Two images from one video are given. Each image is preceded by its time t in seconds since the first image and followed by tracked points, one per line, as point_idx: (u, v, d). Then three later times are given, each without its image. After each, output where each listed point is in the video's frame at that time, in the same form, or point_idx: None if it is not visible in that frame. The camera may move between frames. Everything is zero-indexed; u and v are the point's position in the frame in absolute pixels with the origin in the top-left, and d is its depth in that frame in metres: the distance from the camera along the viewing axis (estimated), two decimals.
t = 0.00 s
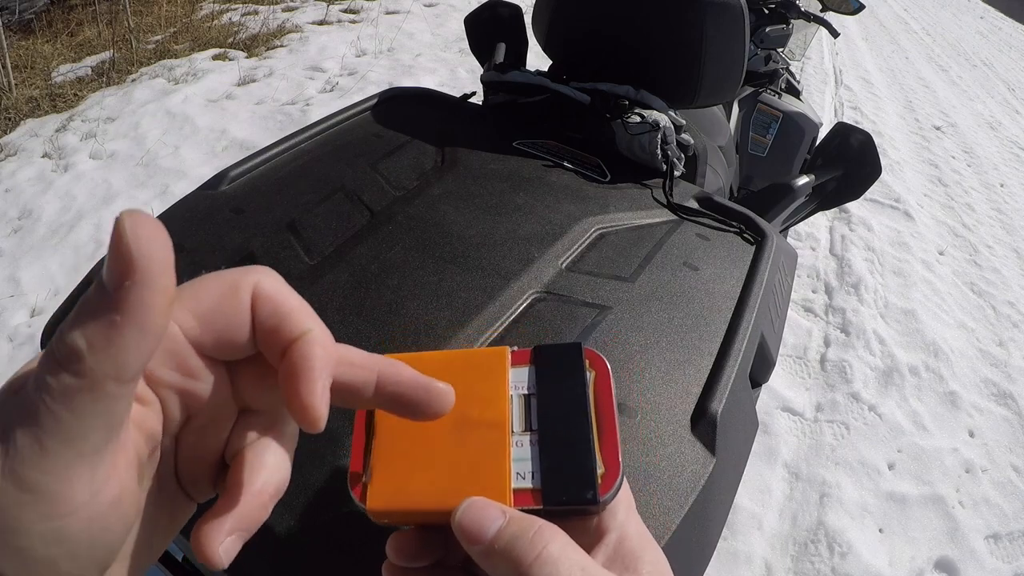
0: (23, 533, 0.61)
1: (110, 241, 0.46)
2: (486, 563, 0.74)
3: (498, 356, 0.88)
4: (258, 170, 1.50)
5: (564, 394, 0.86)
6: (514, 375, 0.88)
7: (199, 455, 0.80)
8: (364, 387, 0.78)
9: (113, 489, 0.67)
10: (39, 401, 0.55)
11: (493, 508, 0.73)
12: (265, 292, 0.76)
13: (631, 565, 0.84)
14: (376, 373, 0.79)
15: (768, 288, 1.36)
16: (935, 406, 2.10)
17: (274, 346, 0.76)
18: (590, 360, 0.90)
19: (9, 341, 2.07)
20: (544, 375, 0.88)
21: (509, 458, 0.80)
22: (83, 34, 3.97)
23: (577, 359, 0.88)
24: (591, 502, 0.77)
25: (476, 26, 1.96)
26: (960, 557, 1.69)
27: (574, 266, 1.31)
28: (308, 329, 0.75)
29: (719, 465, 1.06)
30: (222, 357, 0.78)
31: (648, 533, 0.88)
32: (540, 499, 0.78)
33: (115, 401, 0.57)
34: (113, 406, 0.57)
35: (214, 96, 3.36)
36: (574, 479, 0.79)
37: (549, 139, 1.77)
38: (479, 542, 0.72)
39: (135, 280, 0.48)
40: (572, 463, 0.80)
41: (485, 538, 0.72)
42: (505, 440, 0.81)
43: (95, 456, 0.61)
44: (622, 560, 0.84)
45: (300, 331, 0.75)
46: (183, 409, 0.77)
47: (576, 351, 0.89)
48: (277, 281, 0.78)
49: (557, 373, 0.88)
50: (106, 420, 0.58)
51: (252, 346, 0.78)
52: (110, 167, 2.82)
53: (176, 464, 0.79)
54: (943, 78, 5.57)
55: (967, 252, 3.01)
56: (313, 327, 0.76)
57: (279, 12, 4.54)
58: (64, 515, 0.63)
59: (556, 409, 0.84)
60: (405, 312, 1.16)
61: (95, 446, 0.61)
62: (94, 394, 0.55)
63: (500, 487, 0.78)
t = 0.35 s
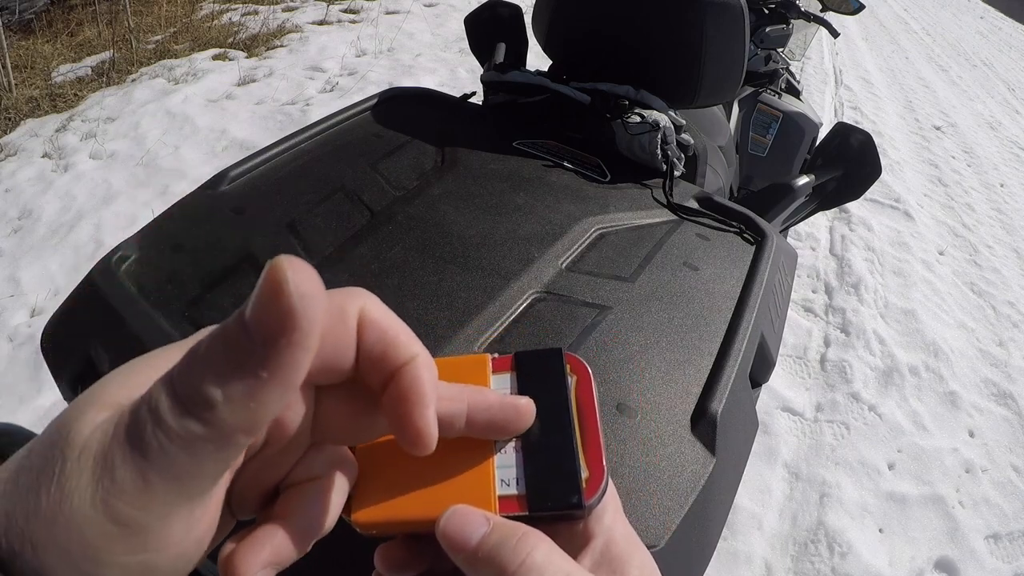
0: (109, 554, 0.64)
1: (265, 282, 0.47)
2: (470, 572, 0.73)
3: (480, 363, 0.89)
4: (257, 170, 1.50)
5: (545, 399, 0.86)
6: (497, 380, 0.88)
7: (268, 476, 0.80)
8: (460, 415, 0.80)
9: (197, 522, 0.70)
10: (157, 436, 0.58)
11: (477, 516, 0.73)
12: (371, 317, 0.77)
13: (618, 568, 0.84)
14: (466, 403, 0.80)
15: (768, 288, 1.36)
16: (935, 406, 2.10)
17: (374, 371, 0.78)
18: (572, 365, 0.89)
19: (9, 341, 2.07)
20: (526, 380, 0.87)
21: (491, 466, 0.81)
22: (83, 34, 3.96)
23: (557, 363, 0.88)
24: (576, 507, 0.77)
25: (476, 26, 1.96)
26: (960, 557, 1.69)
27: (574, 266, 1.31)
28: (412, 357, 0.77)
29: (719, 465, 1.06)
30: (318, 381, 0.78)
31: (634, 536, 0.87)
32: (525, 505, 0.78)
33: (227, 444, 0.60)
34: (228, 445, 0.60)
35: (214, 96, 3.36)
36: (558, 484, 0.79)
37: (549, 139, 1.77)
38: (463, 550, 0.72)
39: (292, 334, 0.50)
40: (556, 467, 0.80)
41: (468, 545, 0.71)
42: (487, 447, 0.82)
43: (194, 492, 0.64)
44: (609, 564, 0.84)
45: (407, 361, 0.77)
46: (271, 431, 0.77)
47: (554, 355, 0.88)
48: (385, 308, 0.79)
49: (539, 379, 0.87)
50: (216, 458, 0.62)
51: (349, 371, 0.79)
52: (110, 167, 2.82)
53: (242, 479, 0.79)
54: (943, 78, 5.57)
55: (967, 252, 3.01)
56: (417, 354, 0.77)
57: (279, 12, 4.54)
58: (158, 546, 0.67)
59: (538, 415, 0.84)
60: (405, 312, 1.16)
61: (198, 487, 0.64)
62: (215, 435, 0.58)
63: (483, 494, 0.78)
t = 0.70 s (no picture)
0: None
1: (322, 320, 0.51)
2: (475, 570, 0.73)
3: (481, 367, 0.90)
4: (257, 170, 1.50)
5: (546, 400, 0.86)
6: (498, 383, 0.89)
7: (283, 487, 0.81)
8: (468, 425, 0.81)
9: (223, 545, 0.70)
10: (196, 466, 0.59)
11: (480, 514, 0.73)
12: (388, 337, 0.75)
13: (618, 566, 0.83)
14: (472, 411, 0.81)
15: (768, 288, 1.36)
16: (935, 406, 2.10)
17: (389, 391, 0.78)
18: (571, 369, 0.89)
19: (9, 341, 2.07)
20: (526, 382, 0.88)
21: (494, 466, 0.81)
22: (83, 35, 3.96)
23: (558, 366, 0.89)
24: (578, 504, 0.77)
25: (476, 26, 1.96)
26: (960, 557, 1.69)
27: (574, 266, 1.31)
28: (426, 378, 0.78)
29: (719, 465, 1.06)
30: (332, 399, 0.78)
31: (634, 535, 0.87)
32: (529, 503, 0.78)
33: (265, 477, 0.62)
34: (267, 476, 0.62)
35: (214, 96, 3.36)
36: (560, 482, 0.79)
37: (549, 139, 1.77)
38: (466, 548, 0.72)
39: (345, 377, 0.56)
40: (557, 466, 0.80)
41: (471, 543, 0.72)
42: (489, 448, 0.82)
43: (229, 521, 0.66)
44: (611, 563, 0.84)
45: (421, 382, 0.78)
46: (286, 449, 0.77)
47: (554, 358, 0.90)
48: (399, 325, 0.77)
49: (539, 381, 0.88)
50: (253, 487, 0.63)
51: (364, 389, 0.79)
52: (110, 167, 2.82)
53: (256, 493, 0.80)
54: (943, 78, 5.57)
55: (967, 252, 3.01)
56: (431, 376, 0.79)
57: (279, 12, 4.54)
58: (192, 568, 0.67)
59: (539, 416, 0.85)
60: (405, 312, 1.16)
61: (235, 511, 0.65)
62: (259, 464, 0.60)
63: (486, 493, 0.79)
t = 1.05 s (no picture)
0: None
1: (63, 182, 0.48)
2: (491, 568, 0.73)
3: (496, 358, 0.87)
4: (257, 170, 1.50)
5: (561, 398, 0.85)
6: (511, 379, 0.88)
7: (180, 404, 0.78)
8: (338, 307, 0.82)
9: (75, 442, 0.67)
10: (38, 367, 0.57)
11: (494, 510, 0.73)
12: (209, 221, 0.75)
13: (632, 566, 0.83)
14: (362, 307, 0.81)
15: (768, 288, 1.36)
16: (935, 406, 2.10)
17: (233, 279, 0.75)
18: (584, 365, 0.90)
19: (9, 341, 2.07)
20: (540, 381, 0.87)
21: (509, 464, 0.79)
22: (83, 34, 3.96)
23: (571, 364, 0.88)
24: (592, 502, 0.77)
25: (476, 26, 1.96)
26: (960, 557, 1.69)
27: (574, 266, 1.31)
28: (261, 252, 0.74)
29: (719, 465, 1.06)
30: (168, 296, 0.76)
31: (648, 537, 0.87)
32: (543, 501, 0.78)
33: (64, 357, 0.58)
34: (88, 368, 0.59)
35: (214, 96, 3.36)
36: (574, 480, 0.79)
37: (549, 139, 1.77)
38: (483, 545, 0.71)
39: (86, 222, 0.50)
40: (569, 465, 0.80)
41: (487, 541, 0.71)
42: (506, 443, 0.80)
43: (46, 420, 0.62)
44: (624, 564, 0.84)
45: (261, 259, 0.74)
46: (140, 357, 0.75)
47: (567, 357, 0.89)
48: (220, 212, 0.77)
49: (554, 379, 0.87)
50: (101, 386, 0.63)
51: (202, 278, 0.76)
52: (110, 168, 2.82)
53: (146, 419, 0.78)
54: (943, 78, 5.57)
55: (967, 252, 3.01)
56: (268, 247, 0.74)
57: (279, 12, 4.54)
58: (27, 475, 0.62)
59: (554, 413, 0.84)
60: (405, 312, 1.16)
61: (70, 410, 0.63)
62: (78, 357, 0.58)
63: (500, 493, 0.77)
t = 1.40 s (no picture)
0: None
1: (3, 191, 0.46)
2: (486, 565, 0.74)
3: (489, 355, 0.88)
4: (257, 170, 1.50)
5: (558, 395, 0.86)
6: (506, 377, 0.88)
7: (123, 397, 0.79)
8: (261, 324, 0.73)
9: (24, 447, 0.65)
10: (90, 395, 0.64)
11: (490, 508, 0.72)
12: (156, 207, 0.71)
13: (630, 566, 0.84)
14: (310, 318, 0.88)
15: (768, 288, 1.36)
16: (935, 406, 2.10)
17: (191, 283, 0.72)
18: (579, 361, 0.91)
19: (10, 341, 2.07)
20: (536, 377, 0.87)
21: (504, 460, 0.79)
22: (83, 34, 3.96)
23: (566, 360, 0.89)
24: (590, 499, 0.77)
25: (475, 26, 1.96)
26: (960, 557, 1.69)
27: (574, 266, 1.31)
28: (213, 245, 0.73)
29: (719, 465, 1.06)
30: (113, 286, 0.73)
31: (644, 534, 0.87)
32: (540, 498, 0.78)
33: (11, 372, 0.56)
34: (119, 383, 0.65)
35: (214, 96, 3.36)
36: (572, 477, 0.78)
37: (549, 139, 1.77)
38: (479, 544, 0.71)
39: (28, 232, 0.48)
40: (569, 463, 0.79)
41: (483, 541, 0.71)
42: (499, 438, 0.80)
43: None
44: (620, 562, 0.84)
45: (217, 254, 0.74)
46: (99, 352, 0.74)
47: (564, 353, 0.89)
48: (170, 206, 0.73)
49: (549, 376, 0.87)
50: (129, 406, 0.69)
51: (150, 265, 0.74)
52: (110, 168, 2.82)
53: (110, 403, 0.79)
54: (943, 78, 5.57)
55: (967, 252, 3.01)
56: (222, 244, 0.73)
57: (279, 12, 4.54)
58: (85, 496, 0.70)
59: (550, 410, 0.84)
60: (405, 312, 1.16)
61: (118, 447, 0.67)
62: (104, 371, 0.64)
63: (497, 489, 0.77)
